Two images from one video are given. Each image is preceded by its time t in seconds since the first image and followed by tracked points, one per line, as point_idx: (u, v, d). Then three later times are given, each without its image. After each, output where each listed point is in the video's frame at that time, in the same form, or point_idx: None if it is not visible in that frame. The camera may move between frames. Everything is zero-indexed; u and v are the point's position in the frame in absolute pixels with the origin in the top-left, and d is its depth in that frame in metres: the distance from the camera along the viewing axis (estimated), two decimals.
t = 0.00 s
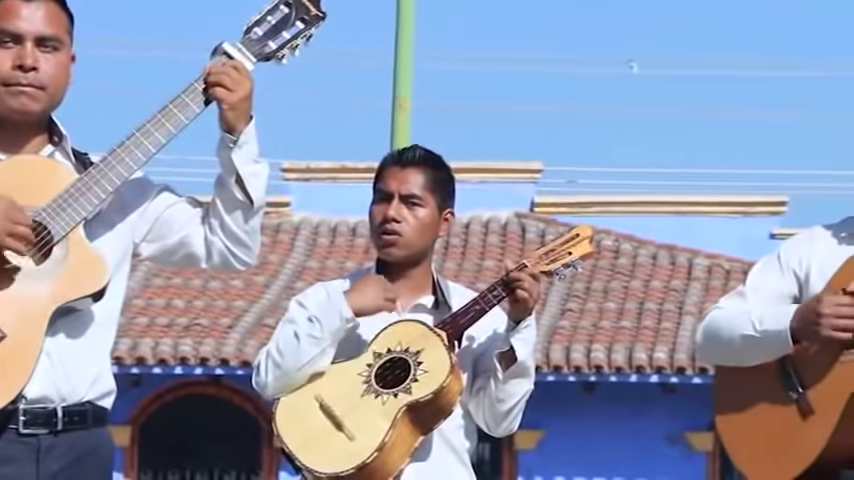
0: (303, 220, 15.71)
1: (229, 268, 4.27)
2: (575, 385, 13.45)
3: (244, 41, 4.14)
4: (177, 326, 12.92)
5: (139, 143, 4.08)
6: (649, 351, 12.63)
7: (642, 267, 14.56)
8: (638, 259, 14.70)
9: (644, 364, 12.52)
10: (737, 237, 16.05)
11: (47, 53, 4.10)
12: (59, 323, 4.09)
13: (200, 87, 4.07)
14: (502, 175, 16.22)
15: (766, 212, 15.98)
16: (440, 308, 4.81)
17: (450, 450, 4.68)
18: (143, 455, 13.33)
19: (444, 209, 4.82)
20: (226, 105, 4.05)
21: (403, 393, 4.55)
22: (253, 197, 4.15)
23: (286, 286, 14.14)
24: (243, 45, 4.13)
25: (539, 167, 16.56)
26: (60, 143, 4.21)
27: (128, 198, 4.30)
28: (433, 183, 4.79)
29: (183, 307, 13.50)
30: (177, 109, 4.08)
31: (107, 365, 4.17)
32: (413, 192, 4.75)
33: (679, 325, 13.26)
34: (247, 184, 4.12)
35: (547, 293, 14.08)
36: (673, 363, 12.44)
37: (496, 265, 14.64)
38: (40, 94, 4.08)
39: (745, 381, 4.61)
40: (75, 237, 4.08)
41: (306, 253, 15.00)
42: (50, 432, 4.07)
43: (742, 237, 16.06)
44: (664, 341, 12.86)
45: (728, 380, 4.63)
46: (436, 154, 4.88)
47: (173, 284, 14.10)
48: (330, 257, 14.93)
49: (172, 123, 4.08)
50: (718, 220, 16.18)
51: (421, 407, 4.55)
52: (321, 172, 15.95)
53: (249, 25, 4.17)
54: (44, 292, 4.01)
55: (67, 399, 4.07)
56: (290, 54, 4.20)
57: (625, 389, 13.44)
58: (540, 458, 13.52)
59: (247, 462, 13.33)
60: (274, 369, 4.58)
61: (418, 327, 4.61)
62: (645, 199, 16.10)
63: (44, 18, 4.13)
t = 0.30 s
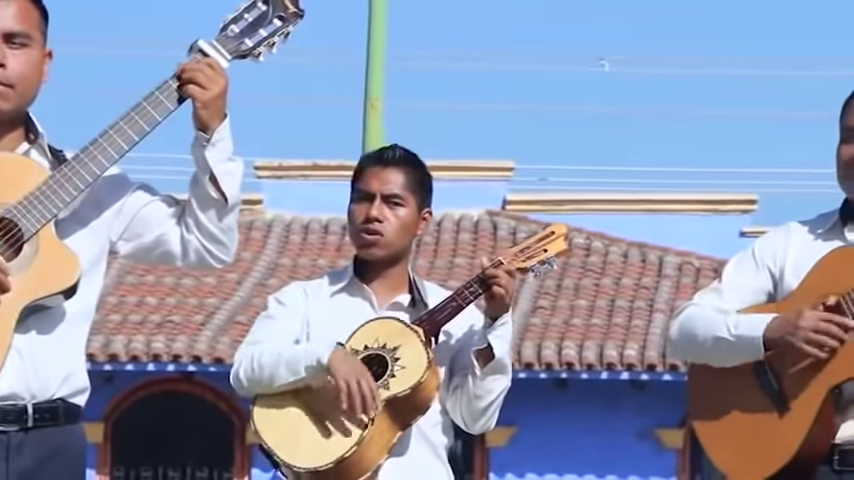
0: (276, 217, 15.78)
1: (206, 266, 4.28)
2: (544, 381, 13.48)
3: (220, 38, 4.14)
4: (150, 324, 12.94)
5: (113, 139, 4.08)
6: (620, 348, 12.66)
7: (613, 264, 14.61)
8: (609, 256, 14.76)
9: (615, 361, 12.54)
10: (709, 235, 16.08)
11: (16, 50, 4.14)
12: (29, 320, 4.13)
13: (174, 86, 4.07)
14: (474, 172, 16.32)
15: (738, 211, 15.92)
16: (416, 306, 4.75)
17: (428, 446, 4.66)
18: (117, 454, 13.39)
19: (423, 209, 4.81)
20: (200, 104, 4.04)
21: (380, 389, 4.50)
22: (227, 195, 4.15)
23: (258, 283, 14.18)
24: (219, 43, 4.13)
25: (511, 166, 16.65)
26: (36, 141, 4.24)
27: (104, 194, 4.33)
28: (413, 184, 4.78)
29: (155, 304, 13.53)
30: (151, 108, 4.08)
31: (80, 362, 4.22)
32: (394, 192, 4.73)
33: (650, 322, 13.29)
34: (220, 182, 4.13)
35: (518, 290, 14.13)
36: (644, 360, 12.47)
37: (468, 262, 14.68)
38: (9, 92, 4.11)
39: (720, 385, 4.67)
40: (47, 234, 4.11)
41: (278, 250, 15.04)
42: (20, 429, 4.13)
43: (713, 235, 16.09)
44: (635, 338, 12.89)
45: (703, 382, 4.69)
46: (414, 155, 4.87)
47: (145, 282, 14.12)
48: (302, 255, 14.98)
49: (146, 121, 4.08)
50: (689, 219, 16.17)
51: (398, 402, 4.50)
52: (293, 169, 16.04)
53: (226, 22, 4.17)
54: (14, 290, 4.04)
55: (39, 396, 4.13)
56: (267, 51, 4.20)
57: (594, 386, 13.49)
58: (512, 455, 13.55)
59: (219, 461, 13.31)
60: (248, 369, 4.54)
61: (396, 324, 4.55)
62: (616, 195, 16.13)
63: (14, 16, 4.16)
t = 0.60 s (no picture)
0: (250, 214, 15.91)
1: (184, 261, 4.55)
2: (518, 378, 13.47)
3: (197, 35, 4.39)
4: (124, 320, 12.98)
5: (87, 136, 4.36)
6: (592, 345, 12.69)
7: (585, 261, 14.69)
8: (581, 254, 14.85)
9: (588, 357, 12.57)
10: (680, 233, 16.22)
11: None
12: (7, 315, 4.42)
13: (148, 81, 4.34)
14: (447, 169, 16.47)
15: (708, 208, 16.13)
16: (397, 303, 4.86)
17: (410, 443, 4.72)
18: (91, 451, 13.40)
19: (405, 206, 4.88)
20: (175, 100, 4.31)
21: (368, 386, 4.55)
22: (204, 190, 4.41)
23: (232, 280, 14.22)
24: (195, 40, 4.38)
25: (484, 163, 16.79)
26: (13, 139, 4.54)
27: (82, 190, 4.62)
28: (398, 182, 4.83)
29: (129, 301, 13.56)
30: (128, 105, 4.36)
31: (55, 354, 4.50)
32: (380, 191, 4.79)
33: (623, 318, 13.33)
34: (197, 177, 4.39)
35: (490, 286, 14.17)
36: (616, 357, 12.50)
37: (441, 259, 14.72)
38: None
39: (695, 381, 5.05)
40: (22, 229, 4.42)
41: (252, 247, 15.09)
42: None
43: (685, 232, 16.24)
44: (607, 334, 12.93)
45: (680, 377, 5.08)
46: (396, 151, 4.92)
47: (119, 278, 14.16)
48: (276, 251, 15.04)
49: (121, 117, 4.36)
50: (663, 215, 16.33)
51: (386, 399, 4.56)
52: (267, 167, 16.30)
53: (203, 19, 4.42)
54: None
55: (15, 392, 4.41)
56: (244, 47, 4.44)
57: (567, 384, 13.53)
58: (485, 451, 13.56)
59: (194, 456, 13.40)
60: (237, 362, 4.59)
61: (382, 320, 4.61)
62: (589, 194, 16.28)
63: None
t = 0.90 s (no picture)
0: (228, 210, 16.11)
1: (165, 259, 4.48)
2: (495, 375, 13.54)
3: (178, 33, 4.38)
4: (102, 315, 13.02)
5: (68, 132, 4.32)
6: (569, 340, 12.72)
7: (562, 257, 14.77)
8: (559, 250, 14.93)
9: (565, 353, 12.59)
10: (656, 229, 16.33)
11: None
12: None
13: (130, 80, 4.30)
14: (426, 166, 16.63)
15: (684, 204, 16.26)
16: (382, 301, 4.74)
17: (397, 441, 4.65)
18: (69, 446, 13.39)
19: (392, 204, 4.78)
20: (156, 97, 4.26)
21: (356, 383, 4.48)
22: (185, 188, 4.36)
23: (210, 276, 14.34)
24: (177, 38, 4.37)
25: (463, 159, 16.94)
26: None
27: (63, 186, 4.53)
28: (385, 180, 4.74)
29: (107, 296, 13.60)
30: (107, 99, 4.32)
31: (37, 352, 4.40)
32: (367, 188, 4.69)
33: (599, 314, 13.38)
34: (178, 175, 4.34)
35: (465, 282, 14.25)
36: (593, 351, 12.53)
37: (418, 255, 14.87)
38: None
39: (672, 386, 4.70)
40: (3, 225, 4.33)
41: (230, 243, 15.32)
42: None
43: (661, 228, 16.37)
44: (584, 329, 12.95)
45: (655, 382, 4.74)
46: (382, 149, 4.83)
47: (98, 274, 14.21)
48: (253, 247, 15.26)
49: (102, 113, 4.32)
50: (639, 211, 16.44)
51: (374, 397, 4.50)
52: (245, 162, 16.50)
53: (185, 17, 4.41)
54: None
55: None
56: (226, 45, 4.44)
57: (541, 382, 13.60)
58: (463, 445, 13.61)
59: (172, 451, 13.44)
60: (223, 362, 4.51)
61: (368, 317, 4.56)
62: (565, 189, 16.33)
63: None
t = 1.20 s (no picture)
0: (214, 207, 16.19)
1: (157, 259, 4.54)
2: (480, 371, 13.57)
3: (171, 35, 4.49)
4: (88, 311, 13.07)
5: (61, 133, 4.39)
6: (553, 337, 12.75)
7: (547, 254, 14.81)
8: (543, 247, 14.96)
9: (549, 349, 12.61)
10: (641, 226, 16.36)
11: None
12: None
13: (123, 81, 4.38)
14: (413, 163, 16.70)
15: (668, 201, 16.31)
16: (374, 297, 4.77)
17: (390, 438, 4.66)
18: (56, 441, 13.42)
19: (383, 201, 4.78)
20: (148, 98, 4.33)
21: (350, 382, 4.51)
22: (176, 189, 4.42)
23: (196, 272, 14.41)
24: (169, 39, 4.48)
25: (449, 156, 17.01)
26: None
27: (56, 186, 4.58)
28: (378, 177, 4.73)
29: (94, 293, 13.64)
30: (100, 101, 4.40)
31: (30, 351, 4.45)
32: (359, 186, 4.69)
33: (583, 310, 13.41)
34: (170, 176, 4.40)
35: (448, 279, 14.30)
36: (577, 348, 12.56)
37: (404, 252, 15.00)
38: None
39: (654, 379, 4.71)
40: None
41: (216, 240, 15.42)
42: None
43: (645, 225, 16.43)
44: (569, 326, 12.98)
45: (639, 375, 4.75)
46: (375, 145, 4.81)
47: (84, 270, 14.26)
48: (239, 244, 15.40)
49: (95, 115, 4.40)
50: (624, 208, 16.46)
51: (367, 395, 4.51)
52: (230, 159, 16.52)
53: (178, 20, 4.52)
54: None
55: None
56: (218, 47, 4.54)
57: (528, 377, 13.61)
58: (447, 441, 13.63)
59: (158, 448, 13.46)
60: (216, 358, 4.54)
61: (362, 316, 4.59)
62: (552, 186, 16.35)
63: None
